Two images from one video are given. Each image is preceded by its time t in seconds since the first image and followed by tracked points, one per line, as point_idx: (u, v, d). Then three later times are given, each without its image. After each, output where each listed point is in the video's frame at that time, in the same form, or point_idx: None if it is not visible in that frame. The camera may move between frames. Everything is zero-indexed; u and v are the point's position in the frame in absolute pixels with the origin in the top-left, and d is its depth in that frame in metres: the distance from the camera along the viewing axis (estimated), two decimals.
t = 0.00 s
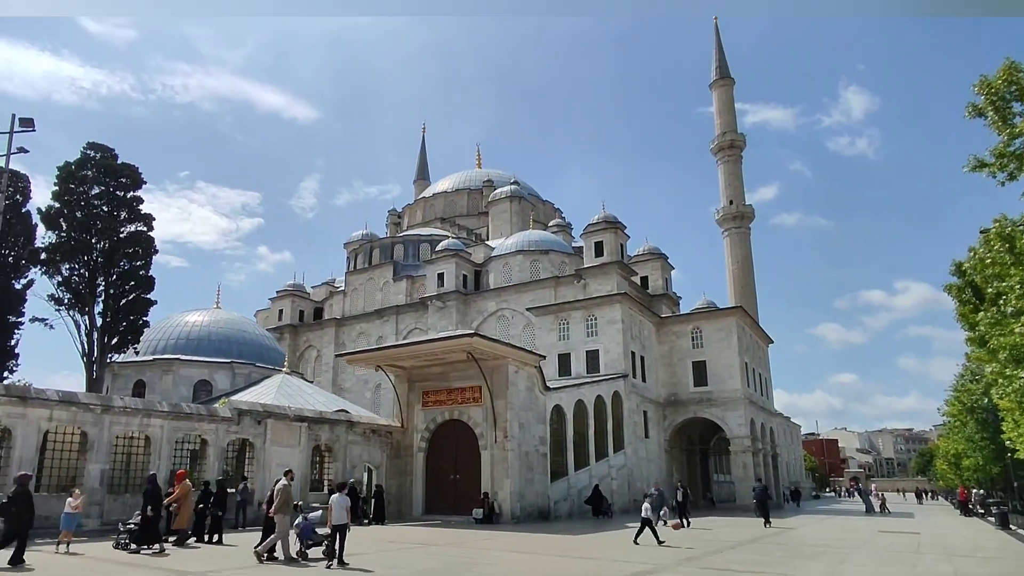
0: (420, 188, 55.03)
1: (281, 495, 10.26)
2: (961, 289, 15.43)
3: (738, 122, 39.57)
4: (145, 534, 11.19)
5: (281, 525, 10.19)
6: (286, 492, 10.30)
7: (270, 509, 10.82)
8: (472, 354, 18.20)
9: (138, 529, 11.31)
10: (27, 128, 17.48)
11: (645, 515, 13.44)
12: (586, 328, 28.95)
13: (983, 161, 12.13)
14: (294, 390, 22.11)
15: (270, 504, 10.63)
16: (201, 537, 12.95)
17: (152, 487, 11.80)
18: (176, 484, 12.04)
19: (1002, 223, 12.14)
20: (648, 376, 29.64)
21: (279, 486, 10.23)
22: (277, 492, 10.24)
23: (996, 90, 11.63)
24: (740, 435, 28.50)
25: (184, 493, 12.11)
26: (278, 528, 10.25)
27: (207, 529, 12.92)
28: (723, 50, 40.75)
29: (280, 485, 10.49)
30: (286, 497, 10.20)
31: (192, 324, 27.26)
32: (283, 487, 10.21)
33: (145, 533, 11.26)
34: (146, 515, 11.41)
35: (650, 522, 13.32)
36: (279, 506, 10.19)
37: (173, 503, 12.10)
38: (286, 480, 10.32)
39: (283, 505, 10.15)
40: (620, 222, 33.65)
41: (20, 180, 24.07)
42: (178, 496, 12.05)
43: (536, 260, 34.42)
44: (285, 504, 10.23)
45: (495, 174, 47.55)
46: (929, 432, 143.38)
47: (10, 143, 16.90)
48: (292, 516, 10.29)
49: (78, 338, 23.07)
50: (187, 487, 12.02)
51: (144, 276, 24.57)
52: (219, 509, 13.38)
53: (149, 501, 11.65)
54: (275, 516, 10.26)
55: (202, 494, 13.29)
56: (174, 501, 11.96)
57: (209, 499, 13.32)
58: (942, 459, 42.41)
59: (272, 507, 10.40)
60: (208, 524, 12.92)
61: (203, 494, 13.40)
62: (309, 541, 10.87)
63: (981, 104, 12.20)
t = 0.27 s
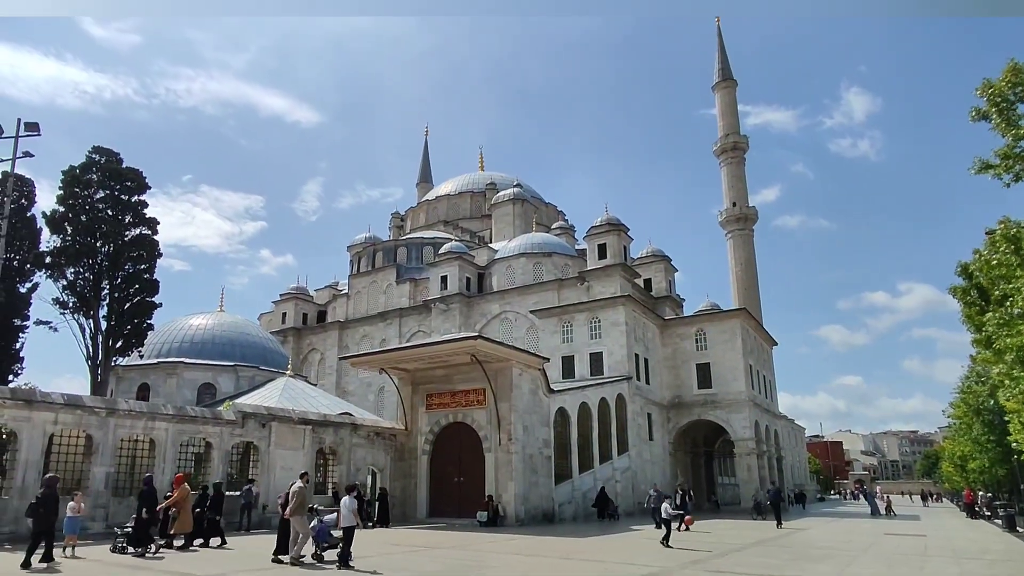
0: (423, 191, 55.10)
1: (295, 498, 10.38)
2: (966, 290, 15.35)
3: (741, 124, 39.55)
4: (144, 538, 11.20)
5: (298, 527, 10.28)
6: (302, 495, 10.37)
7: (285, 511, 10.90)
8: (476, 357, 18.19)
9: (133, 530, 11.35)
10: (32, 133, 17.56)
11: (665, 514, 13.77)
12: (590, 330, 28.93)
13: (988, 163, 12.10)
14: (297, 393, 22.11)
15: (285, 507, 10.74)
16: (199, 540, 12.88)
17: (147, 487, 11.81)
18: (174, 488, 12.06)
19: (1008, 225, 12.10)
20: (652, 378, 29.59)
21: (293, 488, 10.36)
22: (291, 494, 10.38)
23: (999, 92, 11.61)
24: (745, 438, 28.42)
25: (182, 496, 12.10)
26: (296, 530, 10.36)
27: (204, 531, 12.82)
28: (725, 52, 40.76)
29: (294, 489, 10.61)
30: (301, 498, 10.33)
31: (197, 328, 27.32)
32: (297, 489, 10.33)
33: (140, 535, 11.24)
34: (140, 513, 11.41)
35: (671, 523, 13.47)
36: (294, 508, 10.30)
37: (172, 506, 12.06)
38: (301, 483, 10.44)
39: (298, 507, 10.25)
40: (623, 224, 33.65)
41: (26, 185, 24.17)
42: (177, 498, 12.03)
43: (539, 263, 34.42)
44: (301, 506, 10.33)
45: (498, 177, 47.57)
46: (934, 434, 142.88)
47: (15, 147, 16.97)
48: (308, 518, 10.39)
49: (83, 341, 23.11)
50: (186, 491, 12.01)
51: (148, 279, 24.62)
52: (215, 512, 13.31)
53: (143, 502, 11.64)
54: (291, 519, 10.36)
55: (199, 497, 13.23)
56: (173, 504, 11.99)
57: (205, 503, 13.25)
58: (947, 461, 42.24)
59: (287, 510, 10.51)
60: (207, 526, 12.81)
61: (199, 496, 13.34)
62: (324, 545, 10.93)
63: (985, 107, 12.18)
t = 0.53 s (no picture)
0: (426, 193, 55.14)
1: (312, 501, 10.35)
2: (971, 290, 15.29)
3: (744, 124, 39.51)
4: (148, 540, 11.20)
5: (315, 530, 10.24)
6: (319, 499, 10.33)
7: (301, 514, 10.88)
8: (479, 358, 18.18)
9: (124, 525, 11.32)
10: (36, 136, 17.60)
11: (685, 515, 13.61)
12: (593, 331, 28.91)
13: (993, 163, 12.07)
14: (301, 395, 22.13)
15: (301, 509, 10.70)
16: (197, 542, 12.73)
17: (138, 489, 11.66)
18: (168, 490, 12.19)
19: (1014, 225, 12.06)
20: (655, 380, 29.55)
21: (311, 492, 10.34)
22: (309, 498, 10.33)
23: (1004, 92, 11.59)
24: (749, 439, 28.37)
25: (177, 499, 12.24)
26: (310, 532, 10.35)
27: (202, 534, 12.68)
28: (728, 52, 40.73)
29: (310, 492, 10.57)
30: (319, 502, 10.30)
31: (200, 330, 27.36)
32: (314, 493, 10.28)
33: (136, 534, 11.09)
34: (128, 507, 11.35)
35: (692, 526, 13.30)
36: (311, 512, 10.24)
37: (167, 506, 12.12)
38: (317, 486, 10.44)
39: (315, 510, 10.21)
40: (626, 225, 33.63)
41: (30, 187, 24.22)
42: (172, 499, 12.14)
43: (542, 264, 34.41)
44: (319, 508, 10.30)
45: (501, 179, 47.59)
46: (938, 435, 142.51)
47: (20, 150, 17.02)
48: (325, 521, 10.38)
49: (88, 343, 23.15)
50: (181, 492, 12.14)
51: (152, 281, 24.66)
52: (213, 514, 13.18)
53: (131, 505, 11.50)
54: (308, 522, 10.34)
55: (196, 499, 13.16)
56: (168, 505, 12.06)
57: (202, 504, 13.19)
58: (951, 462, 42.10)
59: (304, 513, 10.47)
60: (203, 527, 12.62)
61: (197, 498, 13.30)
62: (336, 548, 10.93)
63: (990, 106, 12.15)
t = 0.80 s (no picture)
0: (427, 193, 55.14)
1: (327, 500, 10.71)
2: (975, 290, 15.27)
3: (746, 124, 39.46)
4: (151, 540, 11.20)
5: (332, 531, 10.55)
6: (336, 498, 10.68)
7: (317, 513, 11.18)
8: (482, 358, 18.17)
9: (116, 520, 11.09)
10: (39, 137, 17.63)
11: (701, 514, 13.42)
12: (595, 331, 28.90)
13: (998, 160, 12.04)
14: (303, 395, 22.13)
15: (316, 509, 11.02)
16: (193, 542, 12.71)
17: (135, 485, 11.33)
18: (163, 491, 12.05)
19: (1018, 222, 12.02)
20: (658, 379, 29.51)
21: (328, 491, 10.69)
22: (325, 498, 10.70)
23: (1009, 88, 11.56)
24: (752, 438, 28.32)
25: (173, 500, 12.06)
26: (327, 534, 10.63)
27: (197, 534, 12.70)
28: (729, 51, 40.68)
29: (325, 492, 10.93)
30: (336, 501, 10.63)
31: (203, 330, 27.38)
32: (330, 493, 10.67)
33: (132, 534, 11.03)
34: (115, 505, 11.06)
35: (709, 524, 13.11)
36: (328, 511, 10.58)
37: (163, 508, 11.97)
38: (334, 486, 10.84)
39: (334, 509, 10.54)
40: (628, 224, 33.61)
41: (32, 189, 24.27)
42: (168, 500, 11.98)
43: (544, 264, 34.40)
44: (336, 509, 10.61)
45: (503, 178, 47.58)
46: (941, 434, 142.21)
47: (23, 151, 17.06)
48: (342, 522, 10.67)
49: (90, 344, 23.17)
50: (175, 491, 12.04)
51: (155, 282, 24.67)
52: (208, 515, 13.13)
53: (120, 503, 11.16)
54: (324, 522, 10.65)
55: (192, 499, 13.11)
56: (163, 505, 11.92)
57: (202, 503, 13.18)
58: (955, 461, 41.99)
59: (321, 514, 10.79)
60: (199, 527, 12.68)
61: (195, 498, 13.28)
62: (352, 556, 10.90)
63: (995, 103, 12.12)
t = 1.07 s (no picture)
0: (429, 192, 55.14)
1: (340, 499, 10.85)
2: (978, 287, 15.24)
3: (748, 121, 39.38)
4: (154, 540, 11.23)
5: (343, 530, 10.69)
6: (348, 497, 10.78)
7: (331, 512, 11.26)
8: (483, 357, 18.17)
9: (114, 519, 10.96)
10: (41, 137, 17.65)
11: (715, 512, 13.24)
12: (597, 330, 28.88)
13: (1001, 157, 12.01)
14: (305, 395, 22.14)
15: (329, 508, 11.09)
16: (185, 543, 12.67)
17: (138, 487, 11.19)
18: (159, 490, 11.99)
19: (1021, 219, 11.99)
20: (660, 378, 29.49)
21: (340, 490, 10.80)
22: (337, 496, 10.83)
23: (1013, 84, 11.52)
24: (754, 437, 28.29)
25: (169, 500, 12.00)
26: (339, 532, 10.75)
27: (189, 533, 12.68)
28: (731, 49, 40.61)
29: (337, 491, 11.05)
30: (348, 500, 10.75)
31: (205, 330, 27.40)
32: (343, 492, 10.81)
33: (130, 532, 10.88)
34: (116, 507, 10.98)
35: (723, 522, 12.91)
36: (339, 510, 10.71)
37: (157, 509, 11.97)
38: (346, 484, 10.89)
39: (344, 509, 10.67)
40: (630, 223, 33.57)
41: (34, 189, 24.29)
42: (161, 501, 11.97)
43: (546, 263, 34.37)
44: (347, 508, 10.75)
45: (504, 177, 47.55)
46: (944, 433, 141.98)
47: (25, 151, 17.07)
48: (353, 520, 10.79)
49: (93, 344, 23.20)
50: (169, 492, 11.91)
51: (157, 282, 24.68)
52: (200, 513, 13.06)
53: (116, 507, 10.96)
54: (336, 520, 10.80)
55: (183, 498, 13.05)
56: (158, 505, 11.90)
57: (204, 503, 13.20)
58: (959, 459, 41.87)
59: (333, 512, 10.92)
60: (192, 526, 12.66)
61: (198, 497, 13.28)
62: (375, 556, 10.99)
63: (999, 99, 12.08)
